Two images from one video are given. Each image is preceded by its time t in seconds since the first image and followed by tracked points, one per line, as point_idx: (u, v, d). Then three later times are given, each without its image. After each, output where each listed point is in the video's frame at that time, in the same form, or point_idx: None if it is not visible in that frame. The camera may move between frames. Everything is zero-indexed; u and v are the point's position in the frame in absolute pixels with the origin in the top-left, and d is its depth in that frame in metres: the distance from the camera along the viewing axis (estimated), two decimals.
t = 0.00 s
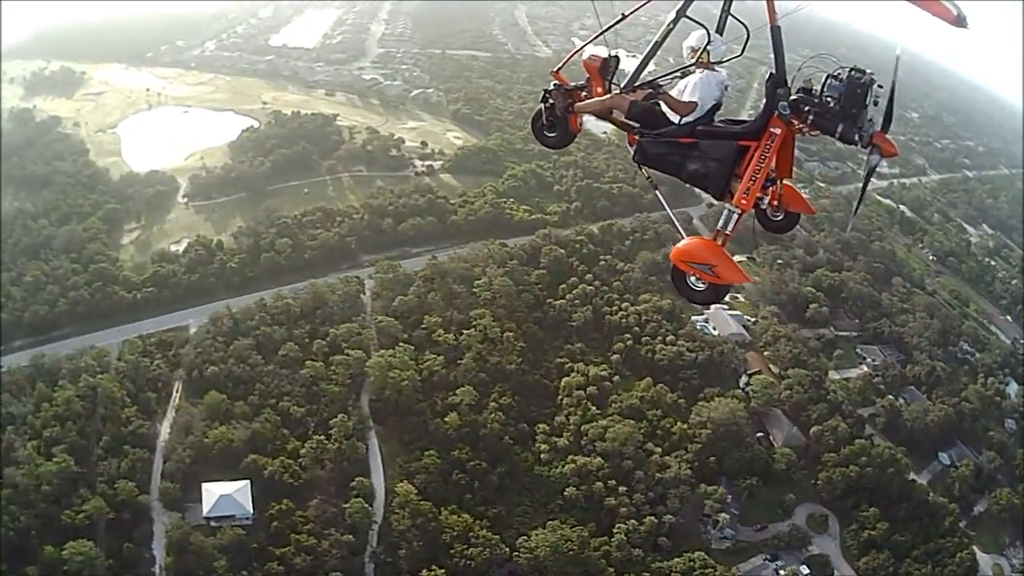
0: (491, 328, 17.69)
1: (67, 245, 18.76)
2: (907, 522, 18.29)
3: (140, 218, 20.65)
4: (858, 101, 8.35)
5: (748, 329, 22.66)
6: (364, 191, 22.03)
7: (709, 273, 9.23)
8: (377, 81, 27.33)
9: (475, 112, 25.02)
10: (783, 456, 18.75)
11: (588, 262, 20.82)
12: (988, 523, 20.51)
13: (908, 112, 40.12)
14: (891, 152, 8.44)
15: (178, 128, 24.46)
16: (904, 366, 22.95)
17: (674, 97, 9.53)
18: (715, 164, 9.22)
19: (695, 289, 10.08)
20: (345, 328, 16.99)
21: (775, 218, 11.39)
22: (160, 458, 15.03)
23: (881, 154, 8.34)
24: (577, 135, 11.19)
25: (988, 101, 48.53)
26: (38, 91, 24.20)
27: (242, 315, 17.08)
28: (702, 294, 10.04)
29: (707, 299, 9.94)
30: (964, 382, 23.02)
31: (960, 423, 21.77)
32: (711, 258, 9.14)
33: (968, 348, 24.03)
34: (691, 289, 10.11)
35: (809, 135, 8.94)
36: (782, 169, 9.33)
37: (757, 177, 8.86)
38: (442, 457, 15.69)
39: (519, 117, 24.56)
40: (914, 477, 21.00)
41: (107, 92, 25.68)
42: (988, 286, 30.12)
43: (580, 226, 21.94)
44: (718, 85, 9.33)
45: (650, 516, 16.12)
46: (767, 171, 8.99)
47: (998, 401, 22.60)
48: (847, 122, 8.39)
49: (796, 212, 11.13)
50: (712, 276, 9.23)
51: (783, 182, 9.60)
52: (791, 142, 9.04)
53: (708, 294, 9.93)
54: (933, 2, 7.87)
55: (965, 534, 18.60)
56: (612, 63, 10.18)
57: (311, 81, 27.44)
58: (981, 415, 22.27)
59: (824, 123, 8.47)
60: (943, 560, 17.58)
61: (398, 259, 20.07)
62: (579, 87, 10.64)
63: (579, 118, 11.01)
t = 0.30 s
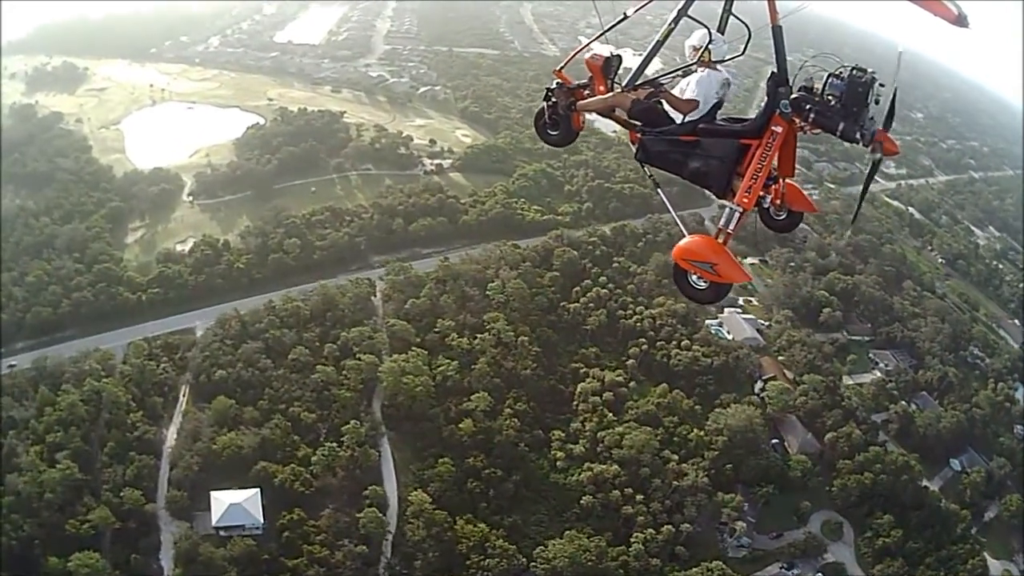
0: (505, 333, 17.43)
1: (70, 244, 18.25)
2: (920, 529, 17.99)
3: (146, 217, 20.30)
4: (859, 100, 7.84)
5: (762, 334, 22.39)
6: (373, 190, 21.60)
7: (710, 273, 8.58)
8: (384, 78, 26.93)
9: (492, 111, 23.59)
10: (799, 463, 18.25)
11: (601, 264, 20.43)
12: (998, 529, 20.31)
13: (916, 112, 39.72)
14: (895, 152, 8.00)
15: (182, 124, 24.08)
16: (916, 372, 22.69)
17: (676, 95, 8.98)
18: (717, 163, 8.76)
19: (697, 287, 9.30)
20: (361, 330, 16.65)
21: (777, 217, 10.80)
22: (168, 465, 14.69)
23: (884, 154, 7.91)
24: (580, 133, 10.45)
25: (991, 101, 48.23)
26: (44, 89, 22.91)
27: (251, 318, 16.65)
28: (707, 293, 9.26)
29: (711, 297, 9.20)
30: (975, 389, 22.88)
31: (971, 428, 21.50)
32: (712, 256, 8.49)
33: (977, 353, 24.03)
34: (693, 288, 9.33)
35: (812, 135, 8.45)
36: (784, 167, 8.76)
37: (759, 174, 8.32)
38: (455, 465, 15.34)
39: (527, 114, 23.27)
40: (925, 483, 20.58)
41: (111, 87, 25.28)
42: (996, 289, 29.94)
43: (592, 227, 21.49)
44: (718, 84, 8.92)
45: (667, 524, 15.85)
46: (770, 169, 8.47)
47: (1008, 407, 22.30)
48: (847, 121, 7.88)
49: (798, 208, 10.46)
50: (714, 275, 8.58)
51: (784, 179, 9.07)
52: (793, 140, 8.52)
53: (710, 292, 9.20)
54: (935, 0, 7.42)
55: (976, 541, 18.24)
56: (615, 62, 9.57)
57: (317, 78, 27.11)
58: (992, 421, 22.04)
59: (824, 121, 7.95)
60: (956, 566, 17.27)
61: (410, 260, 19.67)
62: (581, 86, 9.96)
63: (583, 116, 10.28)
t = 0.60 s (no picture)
0: (513, 338, 17.12)
1: (68, 245, 17.76)
2: (929, 535, 17.77)
3: (145, 216, 19.89)
4: (858, 100, 8.02)
5: (771, 339, 22.10)
6: (377, 190, 21.24)
7: (705, 273, 8.71)
8: (387, 75, 26.51)
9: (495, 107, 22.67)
10: (810, 470, 17.85)
11: (610, 267, 20.01)
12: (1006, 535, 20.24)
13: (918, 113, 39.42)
14: (890, 153, 8.25)
15: (183, 123, 23.73)
16: (924, 377, 22.37)
17: (674, 96, 9.06)
18: (714, 164, 8.84)
19: (691, 289, 9.53)
20: (368, 334, 16.29)
21: (773, 219, 11.02)
22: (170, 473, 14.33)
23: (881, 155, 8.14)
24: (577, 135, 10.85)
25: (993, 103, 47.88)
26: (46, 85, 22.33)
27: (254, 322, 16.23)
28: (702, 295, 9.39)
29: (706, 299, 9.32)
30: (982, 393, 22.52)
31: (978, 434, 21.24)
32: (708, 257, 8.63)
33: (983, 358, 23.60)
34: (688, 289, 9.54)
35: (809, 135, 8.62)
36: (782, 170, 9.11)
37: (756, 176, 8.50)
38: (466, 474, 15.20)
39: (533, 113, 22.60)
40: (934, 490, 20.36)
41: (111, 83, 24.66)
42: (1000, 292, 29.75)
43: (599, 229, 21.04)
44: (716, 84, 8.96)
45: (681, 533, 15.71)
46: (767, 170, 8.64)
47: (1014, 413, 22.09)
48: (847, 121, 8.05)
49: (793, 210, 10.64)
50: (709, 276, 8.71)
51: (782, 182, 9.35)
52: (790, 141, 8.69)
53: (705, 294, 9.35)
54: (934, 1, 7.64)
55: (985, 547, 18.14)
56: (612, 62, 9.84)
57: (319, 75, 26.51)
58: (998, 427, 21.84)
59: (824, 122, 8.12)
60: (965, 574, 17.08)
61: (415, 262, 19.34)
62: (579, 86, 10.19)
63: (580, 117, 10.64)
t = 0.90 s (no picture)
0: (529, 343, 16.83)
1: (72, 244, 17.36)
2: (942, 544, 17.28)
3: (151, 216, 19.46)
4: (858, 99, 7.28)
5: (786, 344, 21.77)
6: (388, 190, 20.75)
7: (709, 273, 7.87)
8: (394, 73, 25.56)
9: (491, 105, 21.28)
10: (827, 479, 17.34)
11: (625, 270, 19.48)
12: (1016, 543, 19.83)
13: (927, 113, 38.83)
14: (895, 154, 7.42)
15: (187, 121, 23.12)
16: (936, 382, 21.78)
17: (675, 94, 8.34)
18: (716, 163, 8.03)
19: (694, 288, 8.61)
20: (383, 338, 15.80)
21: (773, 218, 10.21)
22: (178, 482, 13.92)
23: (883, 154, 7.31)
24: (576, 135, 9.94)
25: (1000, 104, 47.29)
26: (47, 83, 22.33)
27: (264, 326, 15.83)
28: (705, 294, 8.48)
29: (709, 299, 8.44)
30: (994, 399, 21.75)
31: (989, 441, 20.73)
32: (712, 255, 7.79)
33: (993, 363, 22.65)
34: (690, 288, 8.63)
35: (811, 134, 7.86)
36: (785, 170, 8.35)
37: (758, 173, 7.69)
38: (483, 484, 14.93)
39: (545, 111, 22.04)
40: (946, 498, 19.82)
41: (113, 82, 24.27)
42: (1009, 297, 28.90)
43: (613, 231, 20.51)
44: (717, 85, 8.24)
45: (699, 544, 15.32)
46: (768, 169, 7.83)
47: None
48: (847, 121, 7.32)
49: (793, 209, 9.86)
50: (712, 276, 7.88)
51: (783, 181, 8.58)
52: (791, 141, 7.91)
53: (708, 293, 8.46)
54: None
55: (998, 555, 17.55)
56: (611, 62, 9.15)
57: (325, 73, 26.04)
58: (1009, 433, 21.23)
59: (823, 122, 7.40)
60: None
61: (428, 263, 18.91)
62: (577, 86, 9.41)
63: (579, 117, 9.74)
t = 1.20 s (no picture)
0: (548, 350, 16.47)
1: (79, 242, 16.90)
2: (954, 556, 16.92)
3: (158, 216, 19.03)
4: (859, 99, 7.62)
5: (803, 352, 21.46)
6: (401, 192, 20.33)
7: (711, 273, 8.27)
8: (405, 71, 24.63)
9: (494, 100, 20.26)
10: (843, 490, 16.86)
11: (642, 276, 19.08)
12: None
13: (935, 120, 38.54)
14: (893, 151, 7.91)
15: (197, 116, 22.95)
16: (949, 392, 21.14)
17: (675, 95, 8.62)
18: (717, 164, 8.33)
19: (696, 288, 8.87)
20: (399, 344, 15.30)
21: (774, 219, 10.30)
22: (189, 491, 13.45)
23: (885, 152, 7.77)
24: (576, 136, 10.03)
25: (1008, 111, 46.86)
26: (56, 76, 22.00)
27: (276, 329, 15.37)
28: (706, 295, 8.77)
29: (712, 300, 8.75)
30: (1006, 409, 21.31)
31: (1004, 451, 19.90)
32: (713, 256, 8.20)
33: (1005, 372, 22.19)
34: (692, 288, 8.89)
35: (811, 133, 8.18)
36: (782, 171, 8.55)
37: (759, 174, 8.01)
38: (501, 495, 14.56)
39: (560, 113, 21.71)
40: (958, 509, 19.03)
41: (120, 77, 24.15)
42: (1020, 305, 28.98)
43: (630, 235, 20.12)
44: (716, 86, 8.46)
45: (719, 557, 15.01)
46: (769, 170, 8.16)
47: None
48: (848, 120, 7.65)
49: (794, 210, 10.07)
50: (715, 276, 8.28)
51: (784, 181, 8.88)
52: (791, 141, 8.23)
53: (711, 293, 8.73)
54: None
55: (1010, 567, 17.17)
56: (612, 63, 9.24)
57: (336, 71, 24.97)
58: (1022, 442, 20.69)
59: (824, 121, 7.72)
60: None
61: (442, 267, 18.44)
62: (577, 87, 9.52)
63: (579, 118, 9.84)
